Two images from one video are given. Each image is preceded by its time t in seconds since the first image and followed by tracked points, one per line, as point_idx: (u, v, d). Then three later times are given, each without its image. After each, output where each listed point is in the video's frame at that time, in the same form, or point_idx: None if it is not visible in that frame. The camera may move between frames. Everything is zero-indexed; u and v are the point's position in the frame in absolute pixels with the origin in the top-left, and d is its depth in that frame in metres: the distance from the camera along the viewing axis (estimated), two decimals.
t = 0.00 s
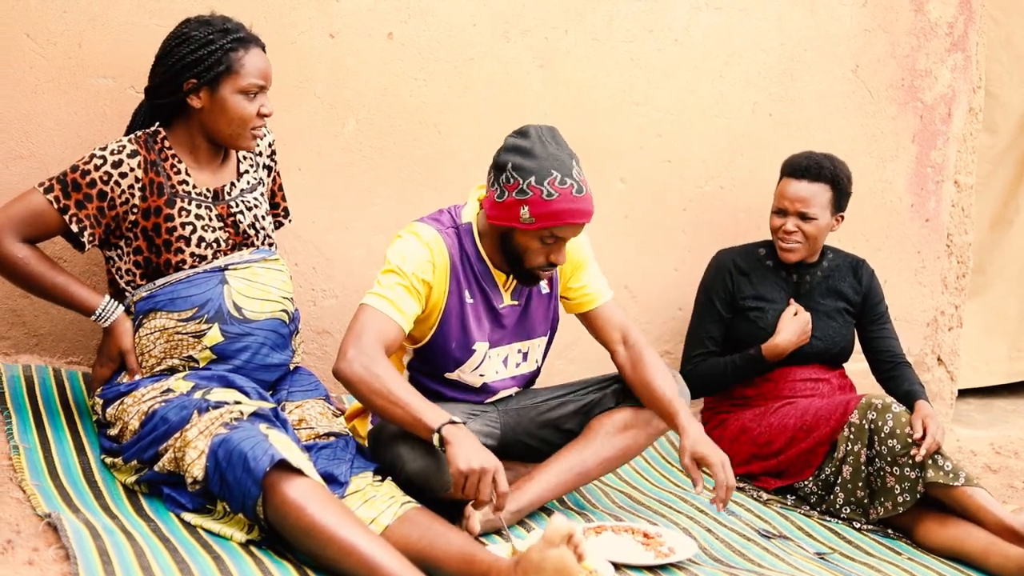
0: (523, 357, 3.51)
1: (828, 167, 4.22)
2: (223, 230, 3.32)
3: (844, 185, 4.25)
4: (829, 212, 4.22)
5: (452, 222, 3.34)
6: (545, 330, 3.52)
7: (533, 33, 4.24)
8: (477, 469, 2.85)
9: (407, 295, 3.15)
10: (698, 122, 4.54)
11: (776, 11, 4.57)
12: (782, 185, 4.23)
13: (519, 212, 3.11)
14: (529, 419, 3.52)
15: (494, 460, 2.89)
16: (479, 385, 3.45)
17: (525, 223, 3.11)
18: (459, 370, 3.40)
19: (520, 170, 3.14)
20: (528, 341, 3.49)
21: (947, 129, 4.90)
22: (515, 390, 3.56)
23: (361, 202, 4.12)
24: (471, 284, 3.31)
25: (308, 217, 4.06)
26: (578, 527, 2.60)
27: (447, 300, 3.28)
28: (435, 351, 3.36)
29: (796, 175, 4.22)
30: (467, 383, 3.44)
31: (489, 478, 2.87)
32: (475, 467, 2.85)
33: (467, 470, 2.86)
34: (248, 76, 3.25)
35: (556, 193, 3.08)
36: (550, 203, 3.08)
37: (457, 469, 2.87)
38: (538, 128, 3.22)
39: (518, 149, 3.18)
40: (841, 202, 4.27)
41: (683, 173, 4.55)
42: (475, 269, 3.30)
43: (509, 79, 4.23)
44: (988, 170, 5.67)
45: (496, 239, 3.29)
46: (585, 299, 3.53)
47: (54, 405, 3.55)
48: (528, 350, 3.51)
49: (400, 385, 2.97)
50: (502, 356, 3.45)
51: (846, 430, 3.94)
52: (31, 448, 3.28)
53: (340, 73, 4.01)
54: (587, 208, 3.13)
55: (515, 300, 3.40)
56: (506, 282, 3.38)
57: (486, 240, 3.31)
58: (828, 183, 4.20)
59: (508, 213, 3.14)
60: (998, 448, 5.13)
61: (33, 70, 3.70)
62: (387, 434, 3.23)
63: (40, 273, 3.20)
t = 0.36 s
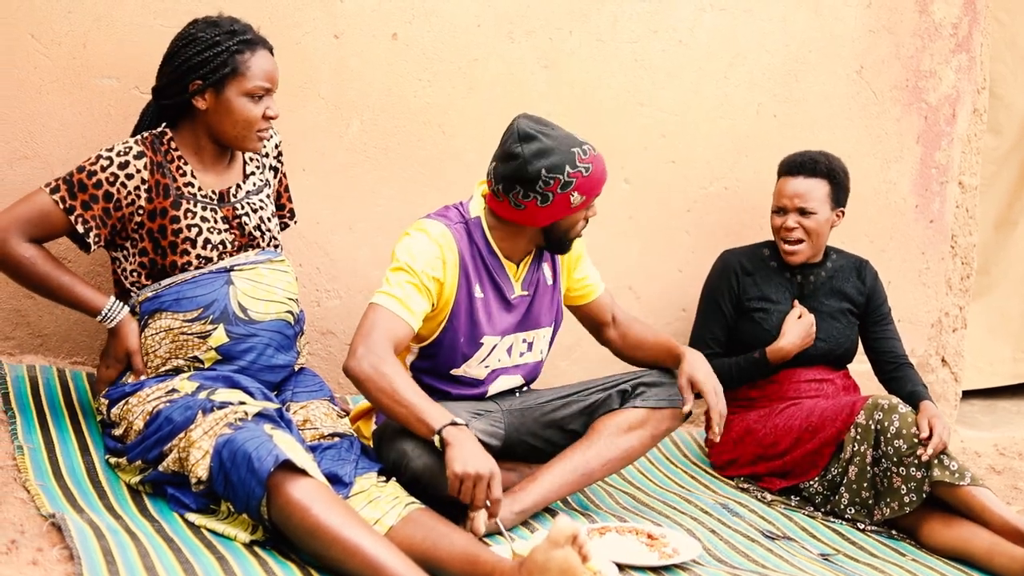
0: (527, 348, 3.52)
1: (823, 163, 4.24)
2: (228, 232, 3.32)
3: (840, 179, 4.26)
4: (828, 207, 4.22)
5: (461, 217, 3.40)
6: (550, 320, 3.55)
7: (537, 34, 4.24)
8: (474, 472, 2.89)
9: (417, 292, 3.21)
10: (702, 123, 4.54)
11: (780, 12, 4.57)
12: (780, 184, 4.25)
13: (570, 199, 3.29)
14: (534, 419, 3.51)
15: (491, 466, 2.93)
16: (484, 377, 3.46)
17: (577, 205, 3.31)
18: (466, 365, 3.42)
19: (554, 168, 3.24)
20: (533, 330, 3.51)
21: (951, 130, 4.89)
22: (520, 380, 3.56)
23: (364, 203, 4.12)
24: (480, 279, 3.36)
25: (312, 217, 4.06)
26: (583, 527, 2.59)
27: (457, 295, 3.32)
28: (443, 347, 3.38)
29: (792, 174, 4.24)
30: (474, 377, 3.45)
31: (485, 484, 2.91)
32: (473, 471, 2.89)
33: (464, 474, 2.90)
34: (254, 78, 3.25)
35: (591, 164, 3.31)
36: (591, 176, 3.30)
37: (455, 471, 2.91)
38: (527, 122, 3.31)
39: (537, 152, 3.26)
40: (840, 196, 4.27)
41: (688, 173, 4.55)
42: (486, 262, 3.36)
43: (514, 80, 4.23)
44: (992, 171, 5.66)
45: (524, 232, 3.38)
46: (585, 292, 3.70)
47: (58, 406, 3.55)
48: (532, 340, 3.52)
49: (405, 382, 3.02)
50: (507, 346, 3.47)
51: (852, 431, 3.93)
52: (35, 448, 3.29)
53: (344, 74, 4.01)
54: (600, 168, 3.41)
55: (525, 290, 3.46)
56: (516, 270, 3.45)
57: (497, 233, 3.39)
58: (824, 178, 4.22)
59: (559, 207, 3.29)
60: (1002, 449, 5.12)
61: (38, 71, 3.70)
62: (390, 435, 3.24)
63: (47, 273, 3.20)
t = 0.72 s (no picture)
0: (531, 345, 3.52)
1: (822, 164, 4.24)
2: (234, 232, 3.32)
3: (840, 181, 4.26)
4: (826, 209, 4.22)
5: (471, 212, 3.40)
6: (555, 318, 3.56)
7: (541, 34, 4.24)
8: (475, 475, 2.89)
9: (427, 287, 3.21)
10: (706, 124, 4.54)
11: (784, 13, 4.57)
12: (779, 184, 4.25)
13: (580, 190, 3.30)
14: (538, 419, 3.51)
15: (493, 467, 2.92)
16: (490, 371, 3.46)
17: (587, 196, 3.32)
18: (472, 360, 3.41)
19: (565, 160, 3.26)
20: (537, 327, 3.51)
21: (955, 131, 4.89)
22: (525, 379, 3.57)
23: (368, 203, 4.12)
24: (489, 273, 3.36)
25: (316, 218, 4.06)
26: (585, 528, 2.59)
27: (466, 290, 3.32)
28: (450, 343, 3.38)
29: (791, 175, 4.25)
30: (479, 373, 3.45)
31: (486, 485, 2.90)
32: (474, 472, 2.89)
33: (466, 476, 2.90)
34: (262, 81, 3.24)
35: (600, 156, 3.32)
36: (600, 169, 3.32)
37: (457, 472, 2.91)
38: (536, 115, 3.32)
39: (548, 143, 3.27)
40: (839, 198, 4.26)
41: (691, 174, 4.55)
42: (496, 256, 3.37)
43: (517, 80, 4.23)
44: (996, 172, 5.66)
45: (534, 225, 3.39)
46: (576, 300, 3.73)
47: (61, 405, 3.55)
48: (536, 338, 3.52)
49: (413, 378, 3.02)
50: (511, 342, 3.47)
51: (853, 433, 3.92)
52: (39, 448, 3.29)
53: (347, 74, 4.01)
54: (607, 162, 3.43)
55: (531, 286, 3.46)
56: (524, 266, 3.46)
57: (507, 228, 3.40)
58: (823, 179, 4.22)
59: (570, 199, 3.29)
60: (1005, 450, 5.12)
61: (41, 71, 3.70)
62: (395, 433, 3.26)
63: (55, 276, 3.17)
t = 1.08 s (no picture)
0: (532, 345, 3.52)
1: (825, 165, 4.25)
2: (236, 237, 3.32)
3: (841, 183, 4.26)
4: (826, 211, 4.22)
5: (472, 212, 3.40)
6: (556, 319, 3.56)
7: (541, 34, 4.24)
8: (470, 477, 2.89)
9: (429, 287, 3.21)
10: (706, 124, 4.54)
11: (784, 13, 4.57)
12: (781, 184, 4.26)
13: (581, 189, 3.30)
14: (538, 419, 3.51)
15: (489, 470, 2.92)
16: (490, 371, 3.46)
17: (588, 195, 3.32)
18: (472, 360, 3.41)
19: (567, 158, 3.26)
20: (538, 328, 3.51)
21: (955, 131, 4.89)
22: (525, 380, 3.56)
23: (369, 203, 4.12)
24: (490, 273, 3.36)
25: (316, 218, 4.06)
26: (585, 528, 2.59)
27: (467, 290, 3.32)
28: (451, 343, 3.38)
29: (793, 175, 4.25)
30: (479, 372, 3.45)
31: (481, 488, 2.90)
32: (468, 475, 2.89)
33: (460, 478, 2.89)
34: (284, 98, 3.23)
35: (602, 156, 3.33)
36: (602, 168, 3.32)
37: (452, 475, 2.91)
38: (540, 114, 3.33)
39: (550, 141, 3.28)
40: (840, 201, 4.27)
41: (691, 174, 4.55)
42: (497, 256, 3.36)
43: (517, 80, 4.23)
44: (996, 172, 5.65)
45: (535, 224, 3.38)
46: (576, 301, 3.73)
47: (61, 406, 3.55)
48: (537, 338, 3.52)
49: (412, 379, 3.02)
50: (512, 342, 3.47)
51: (852, 433, 3.92)
52: (38, 448, 3.29)
53: (347, 74, 4.01)
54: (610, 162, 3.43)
55: (533, 286, 3.46)
56: (525, 266, 3.46)
57: (509, 228, 3.39)
58: (824, 181, 4.22)
59: (570, 198, 3.30)
60: (1005, 450, 5.12)
61: (41, 71, 3.70)
62: (394, 433, 3.26)
63: (55, 276, 3.17)
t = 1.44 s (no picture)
0: (532, 345, 3.52)
1: (829, 167, 4.25)
2: (239, 242, 3.32)
3: (844, 187, 4.26)
4: (827, 213, 4.22)
5: (473, 212, 3.40)
6: (556, 319, 3.56)
7: (541, 35, 4.24)
8: (468, 477, 2.88)
9: (429, 288, 3.20)
10: (706, 124, 4.53)
11: (784, 14, 4.57)
12: (783, 184, 4.26)
13: (580, 188, 3.30)
14: (538, 419, 3.51)
15: (487, 471, 2.92)
16: (490, 372, 3.46)
17: (587, 195, 3.32)
18: (472, 360, 3.41)
19: (564, 157, 3.26)
20: (539, 328, 3.51)
21: (956, 131, 4.90)
22: (524, 380, 3.56)
23: (369, 204, 4.12)
24: (490, 273, 3.36)
25: (316, 219, 4.06)
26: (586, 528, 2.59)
27: (467, 290, 3.32)
28: (451, 345, 3.38)
29: (796, 176, 4.25)
30: (479, 373, 3.45)
31: (481, 489, 2.90)
32: (466, 475, 2.89)
33: (459, 479, 2.89)
34: (294, 109, 3.20)
35: (600, 155, 3.32)
36: (601, 167, 3.32)
37: (450, 476, 2.91)
38: (537, 113, 3.34)
39: (547, 140, 3.28)
40: (841, 203, 4.28)
41: (691, 174, 4.55)
42: (497, 257, 3.36)
43: (518, 80, 4.23)
44: (996, 172, 5.65)
45: (535, 223, 3.38)
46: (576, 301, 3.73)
47: (61, 406, 3.55)
48: (537, 338, 3.52)
49: (412, 380, 3.02)
50: (512, 342, 3.47)
51: (852, 434, 3.92)
52: (39, 448, 3.28)
53: (347, 74, 4.00)
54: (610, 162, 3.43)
55: (533, 287, 3.46)
56: (525, 266, 3.46)
57: (509, 228, 3.39)
58: (828, 183, 4.22)
59: (569, 197, 3.30)
60: (1005, 450, 5.13)
61: (41, 70, 3.70)
62: (394, 433, 3.26)
63: (57, 276, 3.17)
